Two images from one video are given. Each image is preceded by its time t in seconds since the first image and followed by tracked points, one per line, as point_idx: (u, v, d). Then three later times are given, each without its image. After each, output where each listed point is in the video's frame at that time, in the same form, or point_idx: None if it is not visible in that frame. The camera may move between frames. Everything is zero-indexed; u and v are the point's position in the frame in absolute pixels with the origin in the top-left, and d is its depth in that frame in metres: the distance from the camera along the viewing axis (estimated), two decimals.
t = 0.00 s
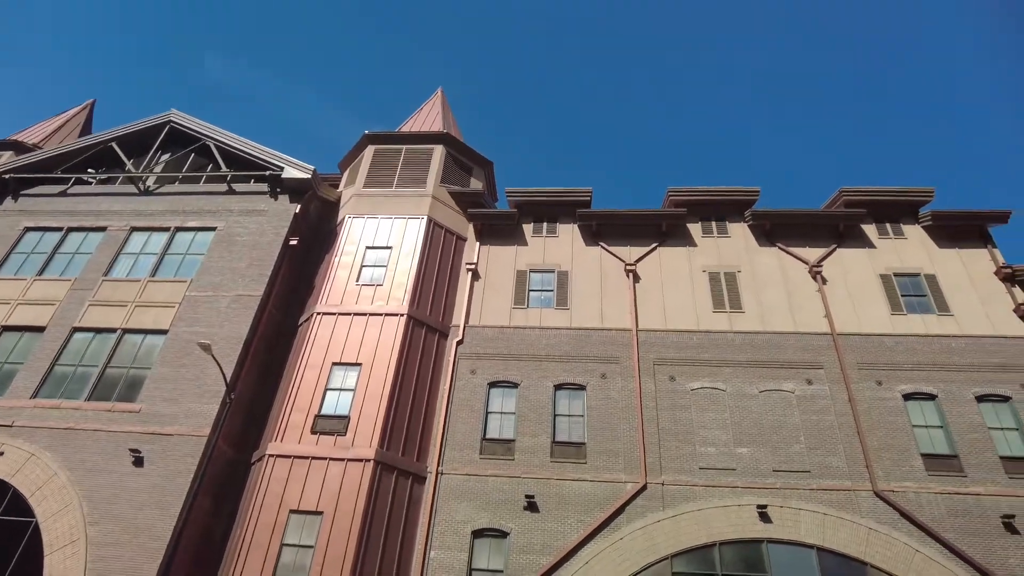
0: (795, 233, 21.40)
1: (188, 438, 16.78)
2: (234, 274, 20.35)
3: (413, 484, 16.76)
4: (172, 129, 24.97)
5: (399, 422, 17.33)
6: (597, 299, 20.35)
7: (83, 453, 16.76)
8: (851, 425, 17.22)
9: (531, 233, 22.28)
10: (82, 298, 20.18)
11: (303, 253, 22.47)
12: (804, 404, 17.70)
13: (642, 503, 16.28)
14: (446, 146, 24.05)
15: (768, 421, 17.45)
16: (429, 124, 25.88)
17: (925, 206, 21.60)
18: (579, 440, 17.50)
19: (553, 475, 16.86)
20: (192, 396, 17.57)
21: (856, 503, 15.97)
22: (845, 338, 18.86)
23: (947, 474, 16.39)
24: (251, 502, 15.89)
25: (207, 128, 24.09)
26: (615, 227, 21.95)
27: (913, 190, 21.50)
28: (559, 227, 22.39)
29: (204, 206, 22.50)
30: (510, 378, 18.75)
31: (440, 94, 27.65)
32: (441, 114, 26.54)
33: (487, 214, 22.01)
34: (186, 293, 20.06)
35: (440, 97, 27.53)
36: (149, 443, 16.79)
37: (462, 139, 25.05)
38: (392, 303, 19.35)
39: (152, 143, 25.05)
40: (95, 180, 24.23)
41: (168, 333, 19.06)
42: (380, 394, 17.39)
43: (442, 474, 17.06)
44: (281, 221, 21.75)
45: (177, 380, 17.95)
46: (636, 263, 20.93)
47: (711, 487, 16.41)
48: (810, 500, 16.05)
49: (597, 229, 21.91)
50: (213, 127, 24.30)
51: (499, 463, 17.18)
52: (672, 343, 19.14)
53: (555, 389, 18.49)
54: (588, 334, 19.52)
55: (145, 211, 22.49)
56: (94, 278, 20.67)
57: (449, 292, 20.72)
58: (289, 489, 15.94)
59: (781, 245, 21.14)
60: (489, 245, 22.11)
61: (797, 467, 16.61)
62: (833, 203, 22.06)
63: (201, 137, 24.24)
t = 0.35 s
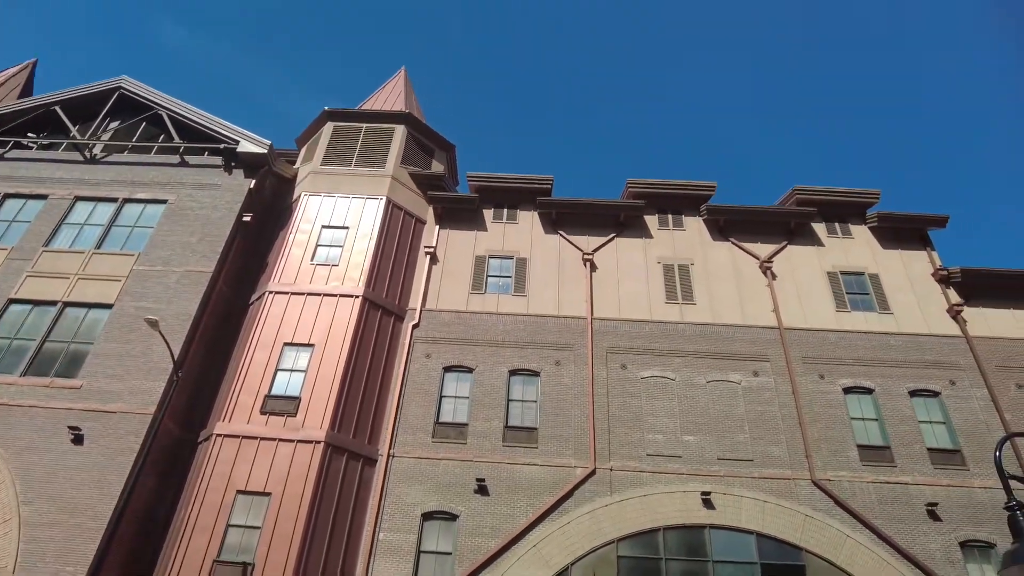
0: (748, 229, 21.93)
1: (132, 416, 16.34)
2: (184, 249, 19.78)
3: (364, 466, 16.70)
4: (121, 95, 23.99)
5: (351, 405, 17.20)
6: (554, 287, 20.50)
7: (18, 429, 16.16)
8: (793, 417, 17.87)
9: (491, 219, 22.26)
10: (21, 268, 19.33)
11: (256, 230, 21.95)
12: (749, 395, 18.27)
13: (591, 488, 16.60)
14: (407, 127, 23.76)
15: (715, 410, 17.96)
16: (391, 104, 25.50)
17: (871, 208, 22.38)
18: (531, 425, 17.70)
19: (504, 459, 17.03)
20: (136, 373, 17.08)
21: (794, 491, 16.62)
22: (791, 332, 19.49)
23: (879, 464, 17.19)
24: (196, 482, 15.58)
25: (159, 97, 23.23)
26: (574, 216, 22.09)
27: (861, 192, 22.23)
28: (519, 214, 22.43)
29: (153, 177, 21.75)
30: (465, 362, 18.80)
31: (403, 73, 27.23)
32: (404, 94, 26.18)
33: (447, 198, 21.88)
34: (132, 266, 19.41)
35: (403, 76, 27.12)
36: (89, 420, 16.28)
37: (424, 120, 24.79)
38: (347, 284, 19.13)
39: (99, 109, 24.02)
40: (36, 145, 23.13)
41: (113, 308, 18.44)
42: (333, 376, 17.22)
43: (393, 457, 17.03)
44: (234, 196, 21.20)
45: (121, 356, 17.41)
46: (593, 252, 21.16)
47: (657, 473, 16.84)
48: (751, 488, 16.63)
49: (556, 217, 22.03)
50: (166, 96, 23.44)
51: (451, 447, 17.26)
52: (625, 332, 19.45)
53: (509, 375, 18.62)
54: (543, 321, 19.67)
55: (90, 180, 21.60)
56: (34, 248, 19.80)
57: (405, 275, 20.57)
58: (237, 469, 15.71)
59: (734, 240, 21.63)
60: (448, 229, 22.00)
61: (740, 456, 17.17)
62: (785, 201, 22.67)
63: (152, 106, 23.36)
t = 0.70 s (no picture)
0: (703, 228, 22.36)
1: (69, 397, 15.76)
2: (129, 225, 19.10)
3: (312, 452, 16.50)
4: (66, 62, 22.93)
5: (301, 390, 16.96)
6: (510, 277, 20.54)
7: None
8: (738, 411, 18.40)
9: (450, 207, 22.14)
10: None
11: (208, 208, 21.32)
12: (697, 389, 18.72)
13: (539, 477, 16.78)
14: (367, 110, 23.40)
15: (663, 403, 18.35)
16: (352, 85, 25.05)
17: (820, 211, 23.08)
18: (483, 414, 17.76)
19: (455, 448, 17.07)
20: (75, 353, 16.47)
21: (736, 484, 17.14)
22: (739, 329, 20.03)
23: (817, 459, 17.86)
24: (136, 467, 15.12)
25: (107, 65, 22.30)
26: (533, 208, 22.15)
27: (811, 196, 22.88)
28: (478, 203, 22.36)
29: (99, 149, 20.89)
30: (419, 350, 18.72)
31: (365, 54, 26.76)
32: (366, 75, 25.74)
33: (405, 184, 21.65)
34: (74, 241, 18.65)
35: (365, 57, 26.64)
36: (23, 401, 15.63)
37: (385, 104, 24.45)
38: (301, 268, 18.80)
39: (42, 75, 22.91)
40: None
41: (52, 284, 17.70)
42: (283, 361, 16.94)
43: (342, 444, 16.87)
44: (185, 173, 20.55)
45: (59, 335, 16.74)
46: (551, 244, 21.28)
47: (605, 464, 17.13)
48: (695, 480, 17.08)
49: (516, 208, 22.04)
50: (115, 65, 22.51)
51: (402, 435, 17.20)
52: (579, 324, 19.66)
53: (463, 364, 18.63)
54: (498, 311, 19.71)
55: (30, 148, 20.60)
56: None
57: (361, 261, 20.30)
58: (180, 454, 15.33)
59: (688, 238, 22.03)
60: (406, 215, 21.78)
61: (686, 448, 17.60)
62: (739, 201, 23.19)
63: (99, 74, 22.40)
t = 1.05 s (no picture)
0: (660, 225, 22.72)
1: (4, 378, 15.12)
2: (74, 201, 18.38)
3: (261, 439, 16.22)
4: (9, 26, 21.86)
5: (251, 376, 16.64)
6: (469, 268, 20.52)
7: None
8: (687, 406, 18.83)
9: (410, 194, 21.95)
10: None
11: (158, 187, 20.67)
12: (648, 383, 19.08)
13: (491, 467, 16.88)
14: (328, 93, 23.00)
15: (615, 396, 18.65)
16: (313, 66, 24.55)
17: (772, 213, 23.69)
18: (437, 405, 17.75)
19: (407, 437, 17.02)
20: (12, 332, 15.80)
21: (682, 476, 17.55)
22: (691, 326, 20.46)
23: (761, 453, 18.42)
24: (75, 451, 14.60)
25: (54, 33, 21.36)
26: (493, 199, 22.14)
27: (764, 198, 23.45)
28: (438, 192, 22.22)
29: (42, 120, 19.99)
30: (374, 339, 18.57)
31: (328, 35, 26.24)
32: (328, 57, 25.26)
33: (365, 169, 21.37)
34: (13, 216, 17.85)
35: (327, 38, 26.13)
36: None
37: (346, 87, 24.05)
38: (254, 252, 18.41)
39: None
40: None
41: None
42: (233, 346, 16.59)
43: (292, 432, 16.63)
44: (135, 150, 19.86)
45: None
46: (511, 237, 21.32)
47: (556, 454, 17.33)
48: (643, 472, 17.42)
49: (476, 198, 21.99)
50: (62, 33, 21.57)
51: (353, 423, 17.06)
52: (536, 316, 19.78)
53: (418, 353, 18.56)
54: (455, 301, 19.68)
55: None
56: None
57: (317, 246, 19.98)
58: (123, 439, 14.88)
59: (645, 235, 22.36)
60: (364, 202, 21.52)
61: (635, 441, 17.93)
62: (695, 201, 23.63)
63: (45, 42, 21.43)
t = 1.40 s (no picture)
0: (621, 221, 22.96)
1: None
2: (17, 176, 17.62)
3: (213, 426, 15.91)
4: None
5: (203, 361, 16.29)
6: (430, 258, 20.42)
7: None
8: (642, 399, 19.16)
9: (372, 181, 21.71)
10: None
11: (109, 165, 19.98)
12: (605, 376, 19.33)
13: (447, 457, 16.90)
14: (291, 75, 22.55)
15: (573, 388, 18.85)
16: (276, 47, 24.03)
17: (731, 213, 24.18)
18: (394, 394, 17.67)
19: (363, 426, 16.92)
20: None
21: (636, 468, 17.88)
22: (649, 321, 20.79)
23: (712, 447, 18.87)
24: (15, 436, 14.07)
25: None
26: (457, 189, 22.05)
27: (724, 197, 23.92)
28: (401, 179, 22.02)
29: None
30: (332, 327, 18.36)
31: (292, 15, 25.70)
32: (291, 38, 24.71)
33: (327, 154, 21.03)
34: None
35: (292, 18, 25.58)
36: None
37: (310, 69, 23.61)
38: (210, 234, 17.99)
39: None
40: None
41: None
42: (186, 330, 16.21)
43: (245, 419, 16.35)
44: (85, 124, 19.17)
45: None
46: (473, 227, 21.29)
47: (513, 445, 17.45)
48: (598, 463, 17.68)
49: (440, 187, 21.86)
50: None
51: (308, 411, 16.87)
52: (496, 308, 19.81)
53: (377, 342, 18.43)
54: (416, 290, 19.57)
55: None
56: None
57: (275, 231, 19.61)
58: (67, 423, 14.40)
59: (606, 230, 22.58)
60: (325, 187, 21.19)
61: (591, 433, 18.17)
62: (657, 198, 23.95)
63: None
